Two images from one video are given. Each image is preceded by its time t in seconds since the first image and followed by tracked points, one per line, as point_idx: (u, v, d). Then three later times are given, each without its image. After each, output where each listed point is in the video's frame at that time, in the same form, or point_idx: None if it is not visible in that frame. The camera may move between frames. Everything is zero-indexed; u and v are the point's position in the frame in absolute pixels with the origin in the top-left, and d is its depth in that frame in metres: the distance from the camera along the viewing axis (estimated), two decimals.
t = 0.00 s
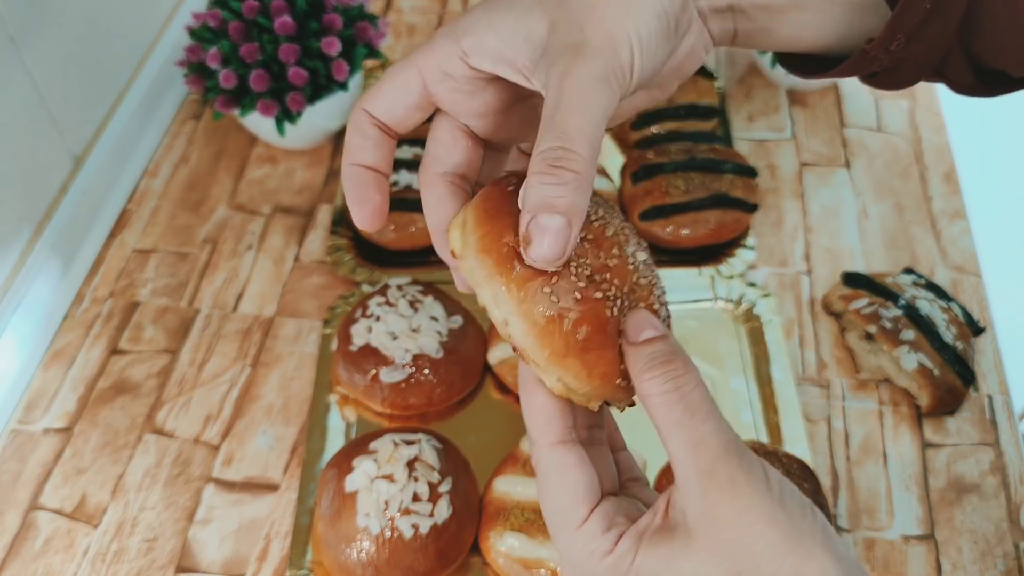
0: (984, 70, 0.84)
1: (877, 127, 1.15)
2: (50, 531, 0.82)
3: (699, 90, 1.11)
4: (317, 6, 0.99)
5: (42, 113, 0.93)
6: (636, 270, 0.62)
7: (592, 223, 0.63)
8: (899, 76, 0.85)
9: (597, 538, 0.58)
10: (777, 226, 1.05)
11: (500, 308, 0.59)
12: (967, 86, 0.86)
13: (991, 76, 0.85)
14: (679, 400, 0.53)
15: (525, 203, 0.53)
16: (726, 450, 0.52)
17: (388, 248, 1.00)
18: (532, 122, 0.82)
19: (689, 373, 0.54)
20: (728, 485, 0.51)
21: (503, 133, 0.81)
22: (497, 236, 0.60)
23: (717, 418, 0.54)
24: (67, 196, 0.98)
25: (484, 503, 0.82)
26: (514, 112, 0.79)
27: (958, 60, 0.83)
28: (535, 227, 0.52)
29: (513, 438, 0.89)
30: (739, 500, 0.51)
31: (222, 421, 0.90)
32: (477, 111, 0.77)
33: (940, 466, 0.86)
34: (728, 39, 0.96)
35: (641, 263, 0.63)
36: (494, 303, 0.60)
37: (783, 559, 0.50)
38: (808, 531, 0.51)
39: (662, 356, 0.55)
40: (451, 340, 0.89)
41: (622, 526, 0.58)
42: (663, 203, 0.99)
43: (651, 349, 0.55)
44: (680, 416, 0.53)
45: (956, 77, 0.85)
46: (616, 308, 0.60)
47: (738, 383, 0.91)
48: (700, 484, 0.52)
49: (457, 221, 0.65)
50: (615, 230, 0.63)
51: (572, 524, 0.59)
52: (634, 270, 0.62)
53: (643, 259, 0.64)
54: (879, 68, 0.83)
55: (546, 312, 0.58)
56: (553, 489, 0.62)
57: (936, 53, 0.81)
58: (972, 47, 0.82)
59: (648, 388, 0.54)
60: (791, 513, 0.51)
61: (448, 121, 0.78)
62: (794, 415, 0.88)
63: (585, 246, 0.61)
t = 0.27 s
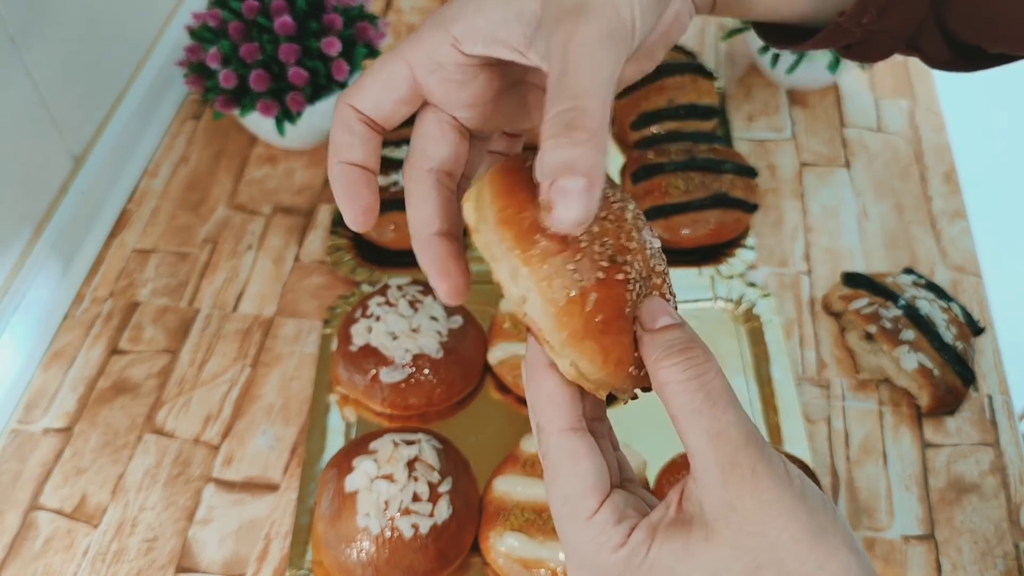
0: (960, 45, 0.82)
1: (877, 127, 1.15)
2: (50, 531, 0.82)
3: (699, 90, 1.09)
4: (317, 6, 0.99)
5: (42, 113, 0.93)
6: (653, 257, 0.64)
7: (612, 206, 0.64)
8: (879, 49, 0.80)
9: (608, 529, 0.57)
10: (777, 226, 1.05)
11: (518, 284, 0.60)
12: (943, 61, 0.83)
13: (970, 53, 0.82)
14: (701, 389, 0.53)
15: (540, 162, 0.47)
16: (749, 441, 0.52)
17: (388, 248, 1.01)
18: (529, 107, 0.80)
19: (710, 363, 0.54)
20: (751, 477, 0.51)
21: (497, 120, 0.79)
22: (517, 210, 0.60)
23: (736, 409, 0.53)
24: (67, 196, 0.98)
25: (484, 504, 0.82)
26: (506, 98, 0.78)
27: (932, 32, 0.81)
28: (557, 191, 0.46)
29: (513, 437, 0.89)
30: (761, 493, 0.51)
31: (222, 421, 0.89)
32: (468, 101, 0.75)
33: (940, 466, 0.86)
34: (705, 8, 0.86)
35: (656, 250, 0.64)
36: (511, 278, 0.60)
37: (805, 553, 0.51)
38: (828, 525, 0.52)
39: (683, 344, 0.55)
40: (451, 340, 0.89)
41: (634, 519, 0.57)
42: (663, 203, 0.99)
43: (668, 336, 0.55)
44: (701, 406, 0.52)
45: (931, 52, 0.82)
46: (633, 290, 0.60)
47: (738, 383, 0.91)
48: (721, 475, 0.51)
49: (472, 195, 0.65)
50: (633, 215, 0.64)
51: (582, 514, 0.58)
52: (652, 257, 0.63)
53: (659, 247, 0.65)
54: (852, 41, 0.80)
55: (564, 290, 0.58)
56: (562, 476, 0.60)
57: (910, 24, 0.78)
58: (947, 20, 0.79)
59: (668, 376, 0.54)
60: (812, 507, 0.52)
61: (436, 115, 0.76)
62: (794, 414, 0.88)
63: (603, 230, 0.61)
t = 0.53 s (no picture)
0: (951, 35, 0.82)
1: (878, 127, 1.15)
2: (50, 531, 0.82)
3: (699, 91, 1.10)
4: (317, 6, 0.99)
5: (42, 113, 0.93)
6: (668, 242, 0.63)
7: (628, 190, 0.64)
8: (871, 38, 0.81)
9: (620, 512, 0.57)
10: (777, 226, 1.05)
11: (533, 262, 0.58)
12: (935, 52, 0.83)
13: (959, 45, 0.83)
14: (718, 376, 0.53)
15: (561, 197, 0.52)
16: (766, 430, 0.52)
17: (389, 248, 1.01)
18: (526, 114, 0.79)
19: (728, 351, 0.54)
20: (767, 465, 0.51)
21: (502, 130, 0.77)
22: (532, 188, 0.60)
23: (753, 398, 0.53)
24: (68, 196, 0.98)
25: (484, 504, 0.82)
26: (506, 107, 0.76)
27: (923, 21, 0.81)
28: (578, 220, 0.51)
29: (513, 437, 0.89)
30: (776, 482, 0.51)
31: (222, 421, 0.89)
32: (471, 112, 0.74)
33: (940, 466, 0.86)
34: (693, 3, 0.84)
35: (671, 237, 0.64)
36: (523, 258, 0.59)
37: (817, 545, 0.51)
38: (843, 518, 0.52)
39: (701, 330, 0.55)
40: (451, 341, 0.89)
41: (645, 504, 0.57)
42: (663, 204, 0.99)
43: (687, 322, 0.56)
44: (718, 392, 0.53)
45: (922, 42, 0.82)
46: (649, 273, 0.60)
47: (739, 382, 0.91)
48: (736, 463, 0.52)
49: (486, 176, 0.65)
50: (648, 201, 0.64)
51: (595, 497, 0.58)
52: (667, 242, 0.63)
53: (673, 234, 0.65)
54: (842, 34, 0.80)
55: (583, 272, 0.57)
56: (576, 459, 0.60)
57: (900, 15, 0.78)
58: (939, 11, 0.80)
59: (685, 362, 0.54)
60: (827, 499, 0.52)
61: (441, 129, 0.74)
62: (794, 414, 0.88)
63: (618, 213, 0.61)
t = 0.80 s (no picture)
0: (946, 32, 0.81)
1: (878, 127, 1.15)
2: (50, 531, 0.82)
3: (699, 90, 1.10)
4: (317, 6, 0.99)
5: (42, 113, 0.93)
6: (664, 240, 0.63)
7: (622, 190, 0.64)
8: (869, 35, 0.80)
9: (616, 513, 0.57)
10: (777, 226, 1.05)
11: (522, 265, 0.60)
12: (932, 49, 0.82)
13: (954, 43, 0.82)
14: (713, 378, 0.53)
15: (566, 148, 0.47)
16: (761, 432, 0.51)
17: (388, 248, 1.01)
18: (528, 106, 0.78)
19: (723, 352, 0.54)
20: (762, 467, 0.51)
21: (503, 125, 0.77)
22: (521, 193, 0.61)
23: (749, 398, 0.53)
24: (68, 196, 0.98)
25: (484, 504, 0.82)
26: (507, 99, 0.75)
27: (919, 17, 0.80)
28: (594, 155, 0.42)
29: (513, 437, 0.89)
30: (772, 484, 0.51)
31: (222, 421, 0.89)
32: (472, 105, 0.73)
33: (940, 466, 0.86)
34: None
35: (667, 235, 0.64)
36: (517, 257, 0.60)
37: (813, 545, 0.51)
38: (839, 517, 0.52)
39: (696, 331, 0.55)
40: (451, 340, 0.89)
41: (642, 505, 0.57)
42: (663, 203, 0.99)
43: (682, 323, 0.55)
44: (713, 394, 0.52)
45: (919, 40, 0.82)
46: (640, 273, 0.60)
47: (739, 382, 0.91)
48: (731, 465, 0.51)
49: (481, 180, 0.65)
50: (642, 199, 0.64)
51: (591, 498, 0.58)
52: (662, 240, 0.63)
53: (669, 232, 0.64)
54: (838, 29, 0.80)
55: (570, 273, 0.58)
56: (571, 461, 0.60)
57: (897, 10, 0.78)
58: (934, 8, 0.80)
59: (680, 363, 0.54)
60: (823, 500, 0.52)
61: (442, 122, 0.74)
62: (794, 413, 0.88)
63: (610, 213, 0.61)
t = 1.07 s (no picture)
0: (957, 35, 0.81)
1: (878, 127, 1.15)
2: (50, 531, 0.82)
3: (699, 91, 1.10)
4: (317, 6, 0.99)
5: (42, 113, 0.93)
6: (688, 235, 0.63)
7: (647, 185, 0.64)
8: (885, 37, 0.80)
9: (637, 498, 0.57)
10: (777, 226, 1.05)
11: (548, 252, 0.60)
12: (941, 51, 0.82)
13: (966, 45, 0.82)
14: (735, 366, 0.53)
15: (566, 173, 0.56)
16: (780, 419, 0.52)
17: (389, 248, 1.01)
18: (539, 109, 0.78)
19: (743, 342, 0.54)
20: (781, 454, 0.51)
21: (515, 125, 0.77)
22: (548, 183, 0.61)
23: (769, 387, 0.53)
24: (68, 197, 0.98)
25: (484, 504, 0.82)
26: (519, 102, 0.75)
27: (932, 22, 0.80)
28: (586, 214, 0.52)
29: (513, 438, 0.89)
30: (790, 471, 0.51)
31: (221, 421, 0.89)
32: (485, 105, 0.73)
33: (940, 466, 0.86)
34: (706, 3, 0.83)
35: (692, 230, 0.64)
36: (542, 249, 0.60)
37: (830, 533, 0.51)
38: (856, 506, 0.52)
39: (717, 322, 0.55)
40: (451, 340, 0.89)
41: (662, 491, 0.57)
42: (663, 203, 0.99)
43: (705, 315, 0.55)
44: (733, 382, 0.52)
45: (930, 43, 0.82)
46: (664, 266, 0.60)
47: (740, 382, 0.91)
48: (751, 452, 0.52)
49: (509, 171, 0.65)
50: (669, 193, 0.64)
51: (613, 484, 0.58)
52: (687, 235, 0.63)
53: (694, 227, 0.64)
54: (853, 34, 0.80)
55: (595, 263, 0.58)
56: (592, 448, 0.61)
57: (910, 15, 0.78)
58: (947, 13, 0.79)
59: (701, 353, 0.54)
60: (840, 488, 0.52)
61: (455, 120, 0.74)
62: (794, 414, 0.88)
63: (633, 206, 0.61)
